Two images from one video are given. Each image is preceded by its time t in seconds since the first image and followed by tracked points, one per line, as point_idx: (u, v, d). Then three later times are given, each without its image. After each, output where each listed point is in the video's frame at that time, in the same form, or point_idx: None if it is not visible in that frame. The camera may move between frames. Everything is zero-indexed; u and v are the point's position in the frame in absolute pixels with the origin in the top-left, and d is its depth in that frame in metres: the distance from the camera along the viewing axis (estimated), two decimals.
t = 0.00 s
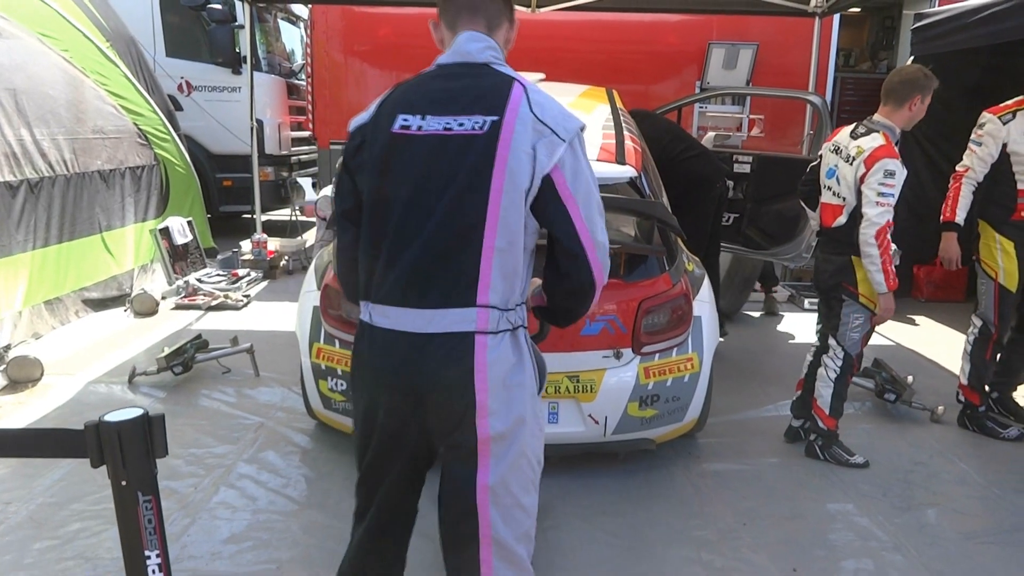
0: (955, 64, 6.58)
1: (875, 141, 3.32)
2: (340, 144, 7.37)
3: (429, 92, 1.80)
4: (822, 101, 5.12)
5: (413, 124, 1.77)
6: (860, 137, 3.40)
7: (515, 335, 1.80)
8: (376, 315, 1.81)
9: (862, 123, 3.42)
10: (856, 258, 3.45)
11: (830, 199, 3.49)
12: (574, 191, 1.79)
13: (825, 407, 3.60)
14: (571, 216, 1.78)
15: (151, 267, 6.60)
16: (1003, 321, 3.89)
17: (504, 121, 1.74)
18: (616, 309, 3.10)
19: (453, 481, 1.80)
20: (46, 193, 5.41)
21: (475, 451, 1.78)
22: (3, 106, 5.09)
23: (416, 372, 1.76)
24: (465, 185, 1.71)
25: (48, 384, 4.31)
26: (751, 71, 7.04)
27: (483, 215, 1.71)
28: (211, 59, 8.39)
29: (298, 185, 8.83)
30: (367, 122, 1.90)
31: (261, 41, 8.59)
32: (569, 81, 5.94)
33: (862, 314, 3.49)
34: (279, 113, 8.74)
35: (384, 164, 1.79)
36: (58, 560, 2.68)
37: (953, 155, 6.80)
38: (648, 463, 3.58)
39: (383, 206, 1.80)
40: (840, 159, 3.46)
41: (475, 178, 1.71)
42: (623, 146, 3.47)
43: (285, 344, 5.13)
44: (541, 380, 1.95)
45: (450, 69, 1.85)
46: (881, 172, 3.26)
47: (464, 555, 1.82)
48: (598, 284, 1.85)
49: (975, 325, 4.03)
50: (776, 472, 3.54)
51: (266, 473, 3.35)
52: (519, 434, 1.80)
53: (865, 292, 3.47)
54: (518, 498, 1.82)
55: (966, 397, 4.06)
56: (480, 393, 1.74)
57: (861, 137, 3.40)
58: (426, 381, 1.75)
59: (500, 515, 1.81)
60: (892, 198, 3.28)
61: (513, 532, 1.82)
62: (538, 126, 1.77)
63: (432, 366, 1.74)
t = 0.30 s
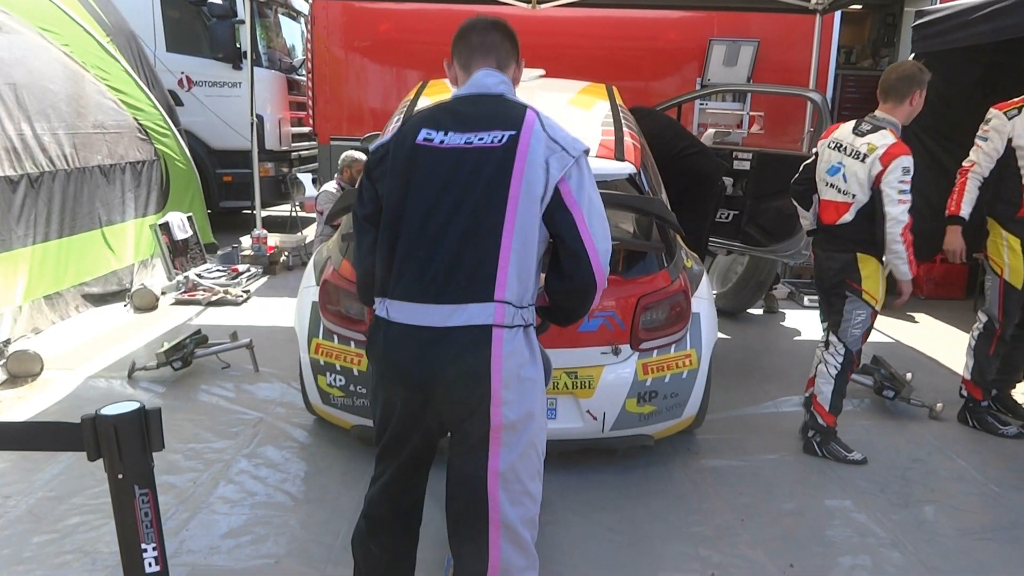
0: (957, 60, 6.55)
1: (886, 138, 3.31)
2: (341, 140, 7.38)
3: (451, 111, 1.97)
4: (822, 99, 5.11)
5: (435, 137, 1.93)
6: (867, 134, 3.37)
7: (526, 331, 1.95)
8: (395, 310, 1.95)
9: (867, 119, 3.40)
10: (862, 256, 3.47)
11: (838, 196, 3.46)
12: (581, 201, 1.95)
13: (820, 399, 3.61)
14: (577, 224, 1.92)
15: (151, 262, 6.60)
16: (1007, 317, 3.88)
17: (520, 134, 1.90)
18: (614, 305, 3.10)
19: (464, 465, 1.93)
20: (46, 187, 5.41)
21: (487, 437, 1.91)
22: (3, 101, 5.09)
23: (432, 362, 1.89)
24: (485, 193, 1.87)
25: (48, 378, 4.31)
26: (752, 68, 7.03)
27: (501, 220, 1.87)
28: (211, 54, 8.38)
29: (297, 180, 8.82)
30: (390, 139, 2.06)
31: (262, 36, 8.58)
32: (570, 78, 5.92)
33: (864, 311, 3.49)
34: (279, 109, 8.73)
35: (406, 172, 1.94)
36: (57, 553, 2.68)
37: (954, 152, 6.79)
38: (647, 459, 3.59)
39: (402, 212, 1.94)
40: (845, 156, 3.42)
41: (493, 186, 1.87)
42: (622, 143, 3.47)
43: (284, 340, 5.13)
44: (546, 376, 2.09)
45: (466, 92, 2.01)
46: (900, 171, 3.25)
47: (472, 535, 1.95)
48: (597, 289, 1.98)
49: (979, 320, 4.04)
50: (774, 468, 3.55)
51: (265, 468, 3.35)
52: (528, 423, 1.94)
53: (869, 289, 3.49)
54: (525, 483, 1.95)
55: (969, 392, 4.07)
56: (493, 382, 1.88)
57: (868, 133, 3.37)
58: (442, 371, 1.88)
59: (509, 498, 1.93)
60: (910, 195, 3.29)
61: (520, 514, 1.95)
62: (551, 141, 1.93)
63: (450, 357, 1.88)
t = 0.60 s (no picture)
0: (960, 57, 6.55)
1: (892, 133, 3.36)
2: (341, 134, 7.37)
3: (440, 123, 2.06)
4: (823, 96, 5.10)
5: (425, 145, 2.01)
6: (871, 132, 3.42)
7: (510, 321, 1.98)
8: (384, 300, 1.99)
9: (868, 117, 3.44)
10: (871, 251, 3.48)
11: (845, 193, 3.48)
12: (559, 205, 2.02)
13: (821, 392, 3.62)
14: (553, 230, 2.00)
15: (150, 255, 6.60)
16: None
17: (505, 141, 1.98)
18: (612, 301, 3.11)
19: (451, 451, 1.96)
20: (46, 179, 5.41)
21: (472, 422, 1.93)
22: (4, 93, 5.09)
23: (419, 351, 1.93)
24: (471, 191, 1.93)
25: (47, 371, 4.32)
26: (753, 64, 7.01)
27: (487, 217, 1.92)
28: (212, 47, 8.37)
29: (297, 175, 8.82)
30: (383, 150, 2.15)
31: (262, 29, 8.58)
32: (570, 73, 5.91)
33: (868, 306, 3.48)
34: (279, 102, 8.73)
35: (396, 176, 2.01)
36: (55, 546, 2.69)
37: (955, 151, 6.79)
38: (644, 455, 3.60)
39: (393, 211, 2.01)
40: (850, 154, 3.46)
41: (479, 187, 1.93)
42: (622, 139, 3.47)
43: (284, 334, 5.14)
44: (527, 368, 2.13)
45: (451, 108, 2.10)
46: (912, 164, 3.30)
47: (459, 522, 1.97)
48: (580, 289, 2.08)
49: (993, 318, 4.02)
50: (771, 465, 3.56)
51: (263, 462, 3.36)
52: (511, 410, 1.97)
53: (874, 284, 3.50)
54: (508, 470, 1.98)
55: (971, 388, 4.08)
56: (479, 369, 1.91)
57: (872, 131, 3.42)
58: (429, 360, 1.93)
59: (493, 483, 1.96)
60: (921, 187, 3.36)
61: (504, 498, 1.98)
62: (532, 150, 2.01)
63: (436, 345, 1.92)
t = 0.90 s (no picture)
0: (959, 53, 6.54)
1: (890, 125, 3.42)
2: (340, 132, 7.36)
3: (439, 126, 2.15)
4: (822, 94, 5.10)
5: (426, 146, 2.09)
6: (869, 127, 3.47)
7: (513, 312, 2.09)
8: (390, 292, 2.07)
9: (862, 113, 3.48)
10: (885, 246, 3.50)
11: (853, 188, 3.50)
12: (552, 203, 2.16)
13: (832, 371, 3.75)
14: (548, 228, 2.15)
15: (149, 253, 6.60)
16: None
17: (505, 144, 2.09)
18: (611, 299, 3.11)
19: (457, 437, 2.05)
20: (45, 177, 5.40)
21: (479, 408, 2.03)
22: (4, 91, 5.08)
23: (426, 341, 2.01)
24: (475, 191, 2.03)
25: (46, 369, 4.32)
26: (752, 61, 7.01)
27: (491, 214, 2.03)
28: (211, 45, 8.35)
29: (296, 172, 8.82)
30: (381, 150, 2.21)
31: (261, 27, 8.57)
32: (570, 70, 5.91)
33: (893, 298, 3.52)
34: (278, 100, 8.72)
35: (398, 175, 2.08)
36: (55, 543, 2.70)
37: (954, 147, 6.79)
38: (643, 453, 3.61)
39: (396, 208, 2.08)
40: (849, 150, 3.49)
41: (483, 185, 2.03)
42: (620, 136, 3.47)
43: (283, 332, 5.14)
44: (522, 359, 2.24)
45: (447, 111, 2.19)
46: (914, 152, 3.36)
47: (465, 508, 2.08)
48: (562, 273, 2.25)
49: None
50: (770, 462, 3.56)
51: (262, 460, 3.36)
52: (514, 397, 2.07)
53: (893, 276, 3.54)
54: (511, 455, 2.09)
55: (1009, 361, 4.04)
56: (485, 358, 2.01)
57: (869, 125, 3.47)
58: (435, 349, 2.01)
59: (498, 466, 2.07)
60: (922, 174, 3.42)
61: (507, 481, 2.08)
62: (528, 153, 2.13)
63: (443, 335, 2.00)
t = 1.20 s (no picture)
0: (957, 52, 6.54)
1: (894, 126, 3.58)
2: (339, 131, 7.36)
3: (457, 143, 2.26)
4: (821, 94, 5.10)
5: (445, 165, 2.19)
6: (874, 127, 3.62)
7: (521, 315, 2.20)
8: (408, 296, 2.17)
9: (866, 115, 3.64)
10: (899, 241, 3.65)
11: (863, 187, 3.64)
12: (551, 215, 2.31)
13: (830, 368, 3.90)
14: (549, 234, 2.34)
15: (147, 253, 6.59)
16: None
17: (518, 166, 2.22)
18: (609, 300, 3.11)
19: (467, 429, 2.14)
20: (42, 177, 5.40)
21: (489, 401, 2.12)
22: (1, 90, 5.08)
23: (442, 341, 2.11)
24: (488, 206, 2.14)
25: (43, 369, 4.31)
26: (750, 61, 7.02)
27: (503, 227, 2.15)
28: (208, 44, 8.34)
29: (294, 172, 8.80)
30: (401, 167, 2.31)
31: (260, 26, 8.56)
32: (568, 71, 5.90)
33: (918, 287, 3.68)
34: (276, 99, 8.70)
35: (418, 187, 2.19)
36: (52, 543, 2.69)
37: (951, 148, 6.80)
38: (641, 453, 3.61)
39: (415, 219, 2.18)
40: (855, 150, 3.64)
41: (498, 200, 2.16)
42: (618, 136, 3.47)
43: (281, 332, 5.14)
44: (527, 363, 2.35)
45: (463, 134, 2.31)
46: (918, 151, 3.52)
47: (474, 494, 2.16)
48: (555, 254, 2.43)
49: None
50: (767, 462, 3.56)
51: (259, 460, 3.36)
52: (522, 392, 2.17)
53: (911, 267, 3.69)
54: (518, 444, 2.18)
55: None
56: (496, 355, 2.10)
57: (875, 126, 3.62)
58: (449, 348, 2.10)
59: (507, 457, 2.16)
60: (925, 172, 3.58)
61: (514, 472, 2.18)
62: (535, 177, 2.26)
63: (457, 336, 2.10)
